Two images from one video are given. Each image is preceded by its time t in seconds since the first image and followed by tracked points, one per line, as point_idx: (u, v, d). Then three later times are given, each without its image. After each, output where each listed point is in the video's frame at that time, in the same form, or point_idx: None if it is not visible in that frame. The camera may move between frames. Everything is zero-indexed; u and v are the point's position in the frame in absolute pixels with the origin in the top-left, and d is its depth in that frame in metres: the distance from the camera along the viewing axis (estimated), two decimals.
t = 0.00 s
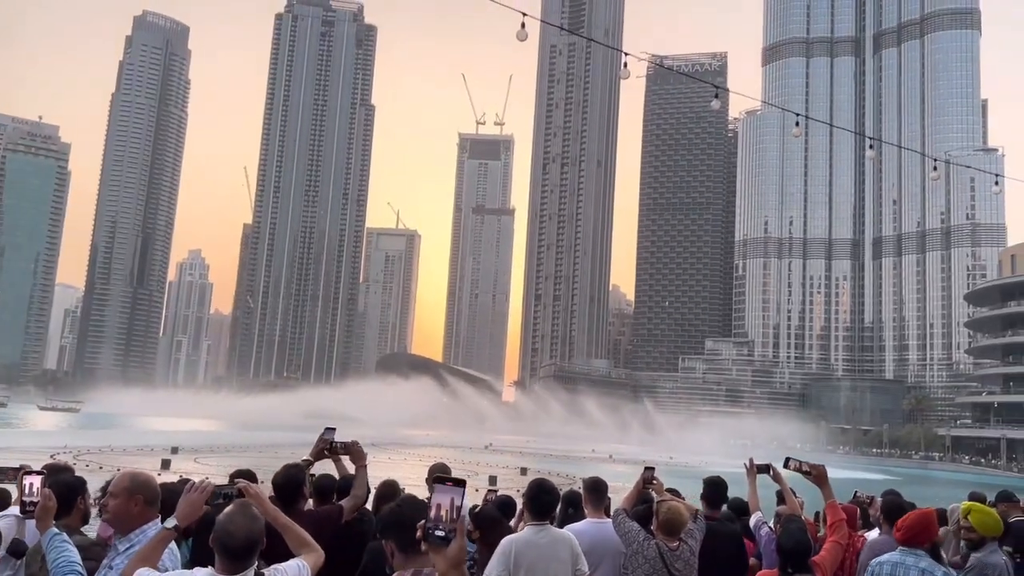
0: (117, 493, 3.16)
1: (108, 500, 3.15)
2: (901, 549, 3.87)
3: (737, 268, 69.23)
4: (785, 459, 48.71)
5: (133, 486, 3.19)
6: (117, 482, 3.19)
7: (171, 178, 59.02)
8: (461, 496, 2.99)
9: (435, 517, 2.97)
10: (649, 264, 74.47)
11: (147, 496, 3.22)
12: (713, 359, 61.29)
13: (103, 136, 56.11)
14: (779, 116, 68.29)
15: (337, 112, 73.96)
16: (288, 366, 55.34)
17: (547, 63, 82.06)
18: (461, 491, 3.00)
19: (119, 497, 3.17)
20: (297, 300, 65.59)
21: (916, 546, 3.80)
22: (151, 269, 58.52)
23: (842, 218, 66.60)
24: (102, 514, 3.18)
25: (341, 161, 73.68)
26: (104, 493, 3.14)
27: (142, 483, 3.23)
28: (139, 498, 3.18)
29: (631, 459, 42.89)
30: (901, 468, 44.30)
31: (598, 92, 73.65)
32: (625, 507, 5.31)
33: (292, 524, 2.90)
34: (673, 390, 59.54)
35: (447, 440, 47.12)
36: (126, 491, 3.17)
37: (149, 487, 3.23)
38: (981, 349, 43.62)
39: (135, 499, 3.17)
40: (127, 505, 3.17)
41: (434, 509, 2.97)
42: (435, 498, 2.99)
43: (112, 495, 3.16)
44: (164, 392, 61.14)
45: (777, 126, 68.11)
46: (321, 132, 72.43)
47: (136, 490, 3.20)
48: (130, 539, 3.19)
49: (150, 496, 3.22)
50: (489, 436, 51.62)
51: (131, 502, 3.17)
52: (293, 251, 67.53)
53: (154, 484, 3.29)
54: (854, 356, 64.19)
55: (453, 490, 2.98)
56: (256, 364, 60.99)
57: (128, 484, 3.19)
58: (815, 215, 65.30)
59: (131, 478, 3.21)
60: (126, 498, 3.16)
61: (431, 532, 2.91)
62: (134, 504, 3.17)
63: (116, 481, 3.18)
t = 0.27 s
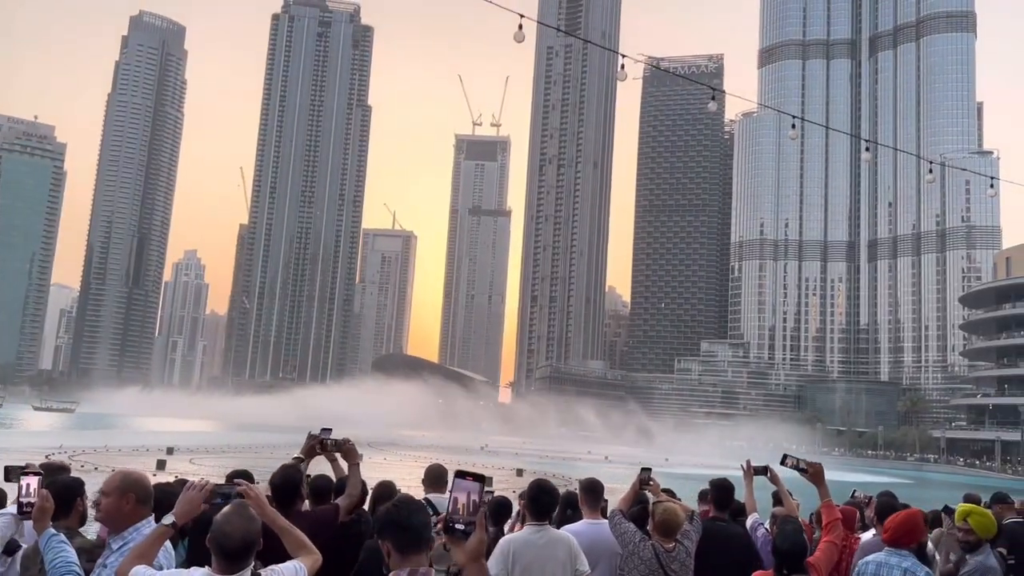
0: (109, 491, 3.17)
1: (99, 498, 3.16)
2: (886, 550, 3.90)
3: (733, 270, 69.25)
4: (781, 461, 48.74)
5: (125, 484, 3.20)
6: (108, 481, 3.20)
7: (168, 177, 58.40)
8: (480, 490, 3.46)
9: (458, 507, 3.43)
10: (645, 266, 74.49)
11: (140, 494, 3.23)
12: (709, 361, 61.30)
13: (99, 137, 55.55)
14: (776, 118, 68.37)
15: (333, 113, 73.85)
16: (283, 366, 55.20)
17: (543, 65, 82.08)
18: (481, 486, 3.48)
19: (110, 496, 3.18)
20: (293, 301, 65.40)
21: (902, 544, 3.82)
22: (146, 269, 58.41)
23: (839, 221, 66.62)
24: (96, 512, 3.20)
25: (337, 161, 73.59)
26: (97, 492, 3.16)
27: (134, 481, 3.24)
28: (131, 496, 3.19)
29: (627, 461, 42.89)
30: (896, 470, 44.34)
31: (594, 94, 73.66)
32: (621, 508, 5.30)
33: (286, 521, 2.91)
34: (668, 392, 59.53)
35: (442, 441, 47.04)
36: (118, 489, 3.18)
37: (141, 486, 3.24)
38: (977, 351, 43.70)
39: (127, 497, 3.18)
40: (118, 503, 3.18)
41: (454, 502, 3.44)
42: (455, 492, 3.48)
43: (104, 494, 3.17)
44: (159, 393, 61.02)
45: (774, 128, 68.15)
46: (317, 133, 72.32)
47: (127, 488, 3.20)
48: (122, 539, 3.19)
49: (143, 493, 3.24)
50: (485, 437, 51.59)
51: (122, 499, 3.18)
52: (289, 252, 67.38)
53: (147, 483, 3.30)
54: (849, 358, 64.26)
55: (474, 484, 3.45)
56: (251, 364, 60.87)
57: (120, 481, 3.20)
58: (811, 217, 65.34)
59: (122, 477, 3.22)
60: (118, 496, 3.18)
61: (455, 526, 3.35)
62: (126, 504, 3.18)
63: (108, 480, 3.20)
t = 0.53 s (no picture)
0: (113, 491, 3.19)
1: (102, 498, 3.18)
2: (886, 548, 3.91)
3: (734, 269, 69.27)
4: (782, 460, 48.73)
5: (128, 484, 3.21)
6: (110, 482, 3.21)
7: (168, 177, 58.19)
8: (499, 489, 3.33)
9: (478, 506, 3.30)
10: (645, 266, 74.53)
11: (142, 494, 3.24)
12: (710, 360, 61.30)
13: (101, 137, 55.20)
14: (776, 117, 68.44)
15: (334, 112, 73.92)
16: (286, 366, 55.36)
17: (544, 65, 82.14)
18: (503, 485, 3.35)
19: (113, 496, 3.19)
20: (294, 300, 65.40)
21: (902, 544, 3.83)
22: (147, 269, 58.55)
23: (839, 220, 66.66)
24: (99, 511, 3.20)
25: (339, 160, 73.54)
26: (99, 492, 3.18)
27: (137, 481, 3.26)
28: (134, 495, 3.21)
29: (628, 460, 42.88)
30: (898, 469, 44.34)
31: (594, 93, 73.64)
32: (623, 507, 5.30)
33: (286, 524, 2.91)
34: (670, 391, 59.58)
35: (442, 440, 47.02)
36: (121, 489, 3.19)
37: (144, 485, 3.26)
38: (977, 350, 43.72)
39: (130, 497, 3.21)
40: (122, 502, 3.20)
41: (472, 500, 3.31)
42: (473, 491, 3.34)
43: (107, 494, 3.19)
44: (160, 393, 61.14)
45: (774, 127, 68.18)
46: (318, 132, 72.42)
47: (131, 488, 3.22)
48: (126, 538, 3.19)
49: (145, 493, 3.25)
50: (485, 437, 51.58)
51: (126, 499, 3.20)
52: (290, 252, 67.42)
53: (150, 482, 3.31)
54: (850, 357, 64.32)
55: (495, 484, 3.32)
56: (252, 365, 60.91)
57: (123, 482, 3.21)
58: (811, 216, 65.41)
59: (124, 477, 3.22)
60: (121, 496, 3.19)
61: (473, 524, 3.22)
62: (129, 503, 3.20)
63: (109, 481, 3.20)
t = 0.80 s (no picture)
0: (125, 493, 3.18)
1: (115, 500, 3.17)
2: (899, 546, 3.89)
3: (739, 266, 69.13)
4: (788, 457, 48.62)
5: (142, 486, 3.21)
6: (124, 482, 3.20)
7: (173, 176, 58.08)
8: (516, 490, 3.40)
9: (494, 506, 3.38)
10: (650, 263, 74.45)
11: (156, 495, 3.24)
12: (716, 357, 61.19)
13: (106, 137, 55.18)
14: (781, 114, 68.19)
15: (338, 111, 73.94)
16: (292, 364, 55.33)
17: (548, 63, 82.03)
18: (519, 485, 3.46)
19: (125, 498, 3.18)
20: (299, 299, 65.42)
21: (914, 541, 3.82)
22: (153, 269, 58.75)
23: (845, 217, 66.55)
24: (111, 512, 3.20)
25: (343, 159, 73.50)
26: (112, 493, 3.17)
27: (150, 482, 3.25)
28: (148, 497, 3.21)
29: (634, 458, 42.80)
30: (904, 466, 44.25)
31: (599, 90, 73.51)
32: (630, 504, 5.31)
33: (298, 523, 2.91)
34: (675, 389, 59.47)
35: (447, 439, 46.99)
36: (135, 491, 3.19)
37: (156, 487, 3.25)
38: (984, 347, 43.65)
39: (144, 499, 3.20)
40: (135, 504, 3.19)
41: (487, 500, 3.39)
42: (489, 491, 3.42)
43: (119, 495, 3.18)
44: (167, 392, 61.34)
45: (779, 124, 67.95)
46: (322, 131, 72.46)
47: (144, 489, 3.21)
48: (139, 539, 3.20)
49: (158, 495, 3.25)
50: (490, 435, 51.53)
51: (139, 501, 3.19)
52: (294, 251, 67.43)
53: (161, 483, 3.31)
54: (856, 353, 64.19)
55: (512, 485, 3.41)
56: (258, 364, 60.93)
57: (136, 483, 3.21)
58: (817, 213, 65.18)
59: (138, 478, 3.22)
60: (135, 498, 3.19)
61: (491, 521, 3.32)
62: (143, 504, 3.20)
63: (123, 482, 3.20)
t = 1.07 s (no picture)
0: (144, 493, 3.16)
1: (133, 501, 3.15)
2: (922, 542, 3.89)
3: (748, 262, 68.96)
4: (799, 453, 48.51)
5: (161, 487, 3.20)
6: (141, 483, 3.19)
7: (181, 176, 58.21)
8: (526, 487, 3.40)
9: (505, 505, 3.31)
10: (658, 260, 74.36)
11: (174, 497, 3.23)
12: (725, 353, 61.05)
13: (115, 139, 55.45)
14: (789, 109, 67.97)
15: (345, 110, 74.07)
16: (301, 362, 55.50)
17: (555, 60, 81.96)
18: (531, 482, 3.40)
19: (144, 498, 3.17)
20: (308, 298, 65.55)
21: (941, 538, 3.82)
22: (162, 269, 58.96)
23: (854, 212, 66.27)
24: (128, 514, 3.19)
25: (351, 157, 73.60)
26: (130, 494, 3.15)
27: (169, 483, 3.24)
28: (166, 499, 3.19)
29: (644, 455, 42.76)
30: (915, 461, 44.10)
31: (606, 87, 73.39)
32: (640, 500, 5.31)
33: (313, 518, 2.92)
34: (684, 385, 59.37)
35: (456, 436, 47.07)
36: (153, 493, 3.17)
37: (175, 488, 3.24)
38: (995, 342, 43.47)
39: (163, 500, 3.19)
40: (153, 506, 3.19)
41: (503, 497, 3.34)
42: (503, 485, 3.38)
43: (137, 497, 3.16)
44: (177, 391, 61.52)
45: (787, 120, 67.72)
46: (330, 131, 72.62)
47: (163, 491, 3.20)
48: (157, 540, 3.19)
49: (177, 496, 3.24)
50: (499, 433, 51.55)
51: (158, 502, 3.18)
52: (303, 250, 67.58)
53: (178, 484, 3.29)
54: (865, 349, 63.98)
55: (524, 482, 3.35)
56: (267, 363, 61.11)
57: (154, 483, 3.19)
58: (826, 208, 64.94)
59: (156, 479, 3.21)
60: (154, 499, 3.18)
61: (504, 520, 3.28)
62: (162, 505, 3.19)
63: (141, 482, 3.19)
